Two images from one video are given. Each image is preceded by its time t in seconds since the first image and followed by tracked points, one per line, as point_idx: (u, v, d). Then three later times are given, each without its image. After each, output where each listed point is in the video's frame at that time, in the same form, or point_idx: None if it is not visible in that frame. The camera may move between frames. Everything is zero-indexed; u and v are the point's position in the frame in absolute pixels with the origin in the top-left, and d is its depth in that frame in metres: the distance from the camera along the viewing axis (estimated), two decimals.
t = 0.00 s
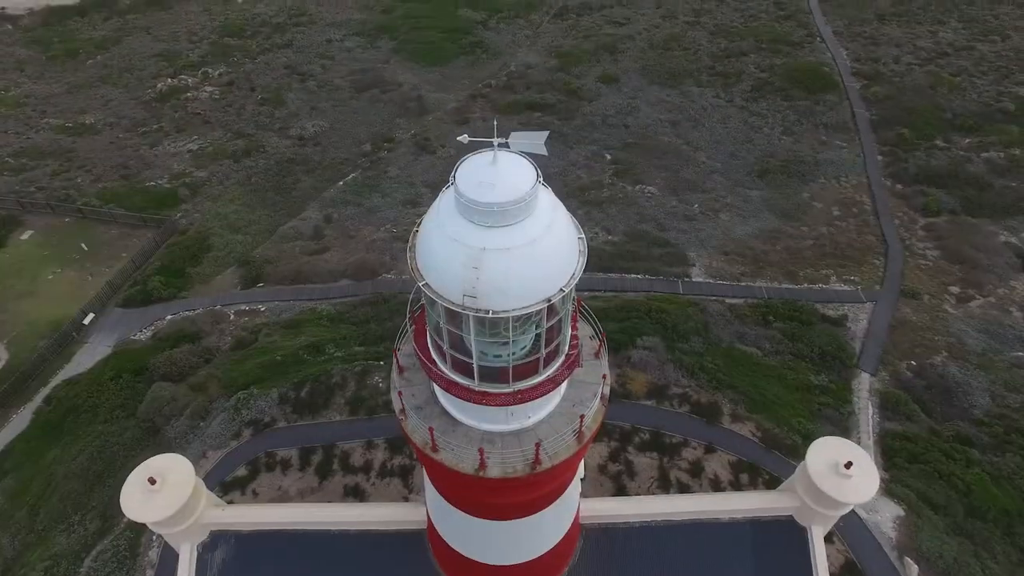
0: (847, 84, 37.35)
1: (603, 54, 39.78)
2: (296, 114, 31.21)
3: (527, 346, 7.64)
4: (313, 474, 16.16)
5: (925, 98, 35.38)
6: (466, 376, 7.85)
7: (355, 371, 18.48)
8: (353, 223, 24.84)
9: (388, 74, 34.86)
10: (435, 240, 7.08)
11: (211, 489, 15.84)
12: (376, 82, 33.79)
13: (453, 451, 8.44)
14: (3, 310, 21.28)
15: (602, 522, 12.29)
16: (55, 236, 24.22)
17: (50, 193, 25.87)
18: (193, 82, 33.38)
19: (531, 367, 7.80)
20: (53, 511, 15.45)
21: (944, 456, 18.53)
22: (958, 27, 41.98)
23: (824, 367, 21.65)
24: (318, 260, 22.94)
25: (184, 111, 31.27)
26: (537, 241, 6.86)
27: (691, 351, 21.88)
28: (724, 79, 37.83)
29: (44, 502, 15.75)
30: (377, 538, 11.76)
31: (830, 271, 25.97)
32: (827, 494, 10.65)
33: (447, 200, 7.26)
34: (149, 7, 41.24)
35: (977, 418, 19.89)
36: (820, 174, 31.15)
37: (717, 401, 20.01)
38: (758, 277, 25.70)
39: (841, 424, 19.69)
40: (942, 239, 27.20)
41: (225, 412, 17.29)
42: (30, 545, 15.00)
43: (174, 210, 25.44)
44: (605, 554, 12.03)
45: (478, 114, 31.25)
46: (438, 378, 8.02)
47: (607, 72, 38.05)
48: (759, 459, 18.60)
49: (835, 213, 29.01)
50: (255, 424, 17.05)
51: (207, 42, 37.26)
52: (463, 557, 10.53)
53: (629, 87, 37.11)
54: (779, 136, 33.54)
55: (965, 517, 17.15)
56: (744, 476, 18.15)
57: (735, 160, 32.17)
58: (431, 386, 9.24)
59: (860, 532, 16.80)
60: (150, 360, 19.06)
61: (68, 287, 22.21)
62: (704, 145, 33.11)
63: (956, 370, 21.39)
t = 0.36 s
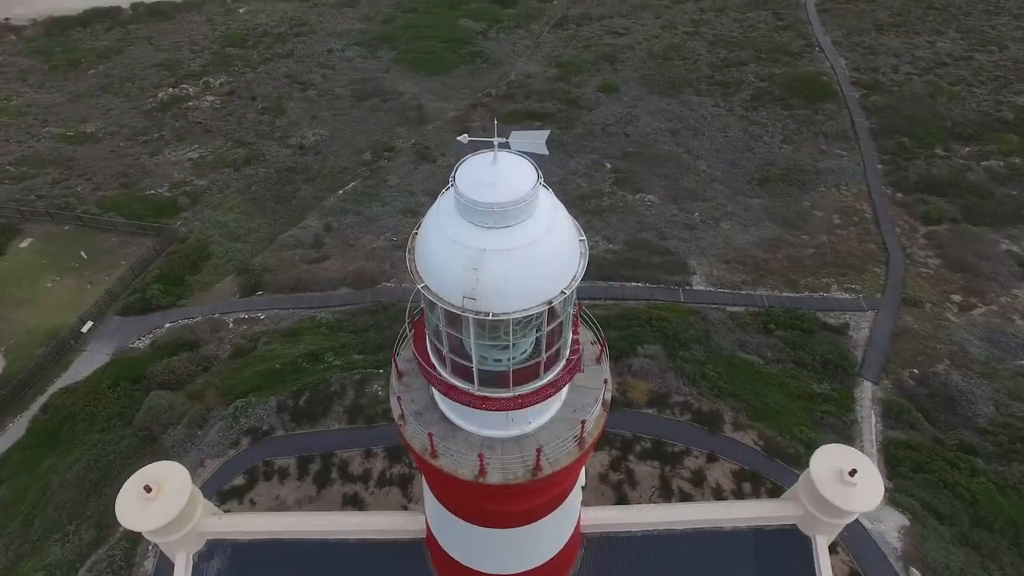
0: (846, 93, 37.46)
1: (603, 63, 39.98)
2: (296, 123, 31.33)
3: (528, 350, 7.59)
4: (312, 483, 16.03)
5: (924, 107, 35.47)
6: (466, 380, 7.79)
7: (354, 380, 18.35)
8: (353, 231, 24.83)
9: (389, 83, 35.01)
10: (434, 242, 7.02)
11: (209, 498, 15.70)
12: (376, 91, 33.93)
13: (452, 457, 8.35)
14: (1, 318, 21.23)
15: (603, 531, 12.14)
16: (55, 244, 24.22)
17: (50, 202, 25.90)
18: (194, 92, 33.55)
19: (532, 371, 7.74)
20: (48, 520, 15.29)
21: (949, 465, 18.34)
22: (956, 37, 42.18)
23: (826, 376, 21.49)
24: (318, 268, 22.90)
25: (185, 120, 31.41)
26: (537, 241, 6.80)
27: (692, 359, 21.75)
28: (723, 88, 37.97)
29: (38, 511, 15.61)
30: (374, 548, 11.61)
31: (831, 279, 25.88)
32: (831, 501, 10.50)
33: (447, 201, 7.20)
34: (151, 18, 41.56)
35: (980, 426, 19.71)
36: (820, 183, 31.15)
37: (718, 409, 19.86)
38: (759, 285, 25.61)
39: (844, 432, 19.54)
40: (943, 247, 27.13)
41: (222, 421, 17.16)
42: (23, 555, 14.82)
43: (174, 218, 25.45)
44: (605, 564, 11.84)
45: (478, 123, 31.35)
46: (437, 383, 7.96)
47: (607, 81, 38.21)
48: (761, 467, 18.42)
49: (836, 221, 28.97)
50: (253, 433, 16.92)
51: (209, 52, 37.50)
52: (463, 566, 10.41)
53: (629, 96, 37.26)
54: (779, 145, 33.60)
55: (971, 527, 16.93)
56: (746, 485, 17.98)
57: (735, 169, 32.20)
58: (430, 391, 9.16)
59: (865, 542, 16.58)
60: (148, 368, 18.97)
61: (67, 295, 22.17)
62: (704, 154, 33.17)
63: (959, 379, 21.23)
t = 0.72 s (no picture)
0: (845, 103, 37.58)
1: (603, 73, 40.20)
2: (297, 132, 31.45)
3: (528, 354, 7.53)
4: (310, 492, 15.90)
5: (924, 116, 35.57)
6: (465, 384, 7.73)
7: (353, 388, 18.23)
8: (353, 240, 24.81)
9: (389, 93, 35.14)
10: (434, 243, 6.98)
11: (206, 507, 15.56)
12: (377, 101, 34.08)
13: (451, 462, 8.28)
14: None
15: (606, 539, 12.12)
16: (54, 252, 24.22)
17: (51, 210, 25.94)
18: (195, 101, 33.71)
19: (532, 375, 7.69)
20: (43, 529, 15.14)
21: (953, 474, 18.17)
22: (954, 48, 42.40)
23: (828, 385, 21.37)
24: (318, 276, 22.85)
25: (186, 129, 31.55)
26: (538, 242, 6.76)
27: (694, 367, 21.63)
28: (723, 98, 38.12)
29: (33, 520, 15.47)
30: (373, 557, 11.46)
31: (832, 288, 25.81)
32: (834, 509, 10.36)
33: (446, 201, 7.17)
34: (154, 28, 41.89)
35: (984, 435, 19.56)
36: (820, 192, 31.15)
37: (720, 417, 19.71)
38: (760, 294, 25.54)
39: (846, 441, 19.40)
40: (944, 256, 27.07)
41: (220, 429, 17.03)
42: (17, 565, 14.66)
43: (174, 226, 25.46)
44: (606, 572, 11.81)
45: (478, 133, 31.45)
46: (437, 387, 7.90)
47: (607, 91, 38.40)
48: (764, 476, 18.25)
49: (836, 229, 28.94)
50: (251, 441, 16.80)
51: (210, 62, 37.74)
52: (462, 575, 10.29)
53: (629, 106, 37.43)
54: (779, 154, 33.67)
55: (977, 537, 16.73)
56: (749, 494, 17.80)
57: (735, 178, 32.25)
58: (430, 396, 9.10)
59: (869, 551, 16.36)
60: (146, 376, 18.88)
61: (66, 302, 22.13)
62: (704, 163, 33.23)
63: (962, 388, 21.09)
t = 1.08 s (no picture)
0: (845, 112, 37.69)
1: (603, 82, 40.40)
2: (297, 140, 31.56)
3: (529, 358, 7.47)
4: (308, 500, 15.75)
5: (923, 125, 35.66)
6: (465, 388, 7.67)
7: (352, 396, 18.11)
8: (353, 248, 24.79)
9: (390, 102, 35.29)
10: (433, 244, 6.93)
11: (203, 515, 15.40)
12: (377, 110, 34.22)
13: (450, 468, 8.21)
14: None
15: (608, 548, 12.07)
16: (53, 260, 24.21)
17: (50, 217, 25.95)
18: (196, 109, 33.87)
19: (532, 379, 7.62)
20: (37, 539, 15.01)
21: (958, 484, 17.99)
22: (952, 58, 42.60)
23: (830, 393, 21.24)
24: (317, 283, 22.82)
25: (186, 137, 31.67)
26: (539, 242, 6.72)
27: (695, 375, 21.50)
28: (722, 107, 38.27)
29: (28, 529, 15.32)
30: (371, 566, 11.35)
31: (834, 296, 25.74)
32: (839, 518, 10.19)
33: (446, 202, 7.14)
34: (155, 37, 42.19)
35: (988, 444, 19.40)
36: (820, 200, 31.14)
37: (722, 426, 19.56)
38: (761, 302, 25.46)
39: (849, 450, 19.26)
40: (945, 264, 27.02)
41: (218, 437, 16.91)
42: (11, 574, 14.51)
43: (174, 234, 25.46)
44: None
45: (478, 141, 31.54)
46: (435, 391, 7.83)
47: (607, 100, 38.57)
48: (766, 485, 18.06)
49: (837, 237, 28.90)
50: (249, 449, 16.67)
51: (211, 71, 37.96)
52: None
53: (629, 115, 37.58)
54: (779, 162, 33.73)
55: (982, 547, 16.53)
56: (751, 502, 17.61)
57: (736, 186, 32.27)
58: (429, 402, 9.03)
59: (873, 562, 16.06)
60: (144, 384, 18.78)
61: (64, 310, 22.07)
62: (704, 171, 33.28)
63: (965, 396, 20.94)
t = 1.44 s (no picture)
0: (844, 121, 37.80)
1: (603, 92, 40.60)
2: (297, 149, 31.66)
3: (529, 362, 7.44)
4: (306, 509, 15.62)
5: (923, 134, 35.74)
6: (464, 392, 7.63)
7: (351, 404, 17.97)
8: (353, 256, 24.76)
9: (390, 111, 35.41)
10: (432, 244, 6.88)
11: (199, 524, 15.26)
12: (378, 119, 34.35)
13: (449, 473, 8.14)
14: None
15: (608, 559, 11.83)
16: (53, 267, 24.21)
17: (51, 225, 25.97)
18: (197, 118, 34.04)
19: (532, 383, 7.59)
20: (32, 548, 14.87)
21: (962, 493, 17.81)
22: (950, 68, 42.80)
23: (832, 401, 21.11)
24: (317, 292, 22.78)
25: (187, 146, 31.80)
26: (540, 242, 6.68)
27: (696, 383, 21.39)
28: (722, 116, 38.41)
29: (23, 538, 15.19)
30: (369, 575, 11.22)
31: (835, 304, 25.64)
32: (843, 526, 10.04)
33: (445, 202, 7.10)
34: (158, 48, 42.51)
35: (993, 453, 19.22)
36: (820, 209, 31.12)
37: (723, 434, 19.41)
38: (762, 310, 25.36)
39: (852, 459, 19.09)
40: (946, 272, 26.94)
41: (216, 445, 16.80)
42: None
43: (173, 242, 25.46)
44: None
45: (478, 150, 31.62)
46: (434, 395, 7.79)
47: (607, 109, 38.74)
48: (769, 494, 17.87)
49: (838, 246, 28.84)
50: (247, 457, 16.54)
51: (213, 81, 38.19)
52: None
53: (629, 124, 37.73)
54: (779, 171, 33.77)
55: (988, 558, 16.33)
56: (753, 511, 17.43)
57: (736, 195, 32.27)
58: (428, 406, 8.98)
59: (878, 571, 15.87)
60: (142, 392, 18.68)
61: (62, 318, 22.01)
62: (704, 180, 33.31)
63: (969, 405, 20.78)
